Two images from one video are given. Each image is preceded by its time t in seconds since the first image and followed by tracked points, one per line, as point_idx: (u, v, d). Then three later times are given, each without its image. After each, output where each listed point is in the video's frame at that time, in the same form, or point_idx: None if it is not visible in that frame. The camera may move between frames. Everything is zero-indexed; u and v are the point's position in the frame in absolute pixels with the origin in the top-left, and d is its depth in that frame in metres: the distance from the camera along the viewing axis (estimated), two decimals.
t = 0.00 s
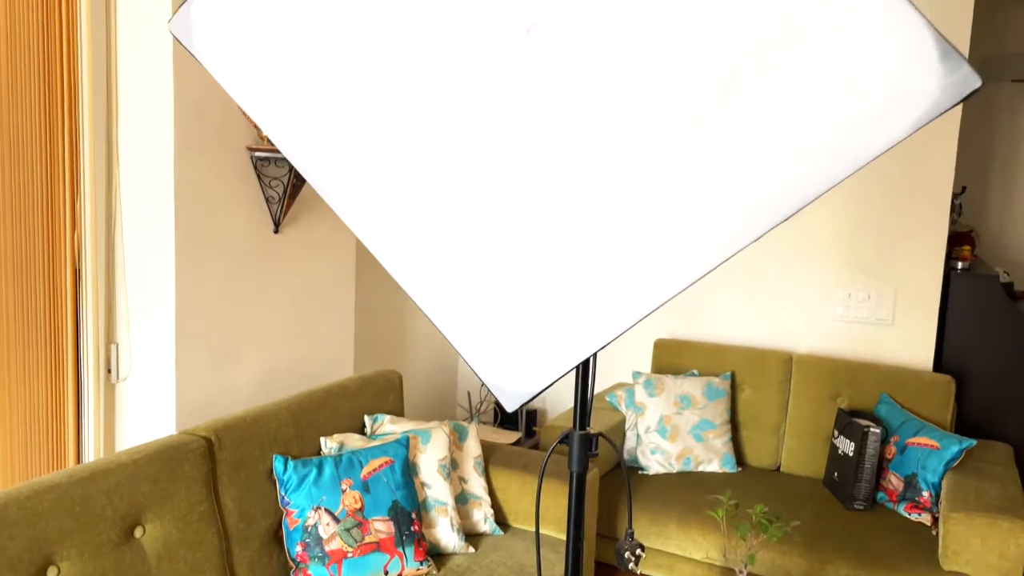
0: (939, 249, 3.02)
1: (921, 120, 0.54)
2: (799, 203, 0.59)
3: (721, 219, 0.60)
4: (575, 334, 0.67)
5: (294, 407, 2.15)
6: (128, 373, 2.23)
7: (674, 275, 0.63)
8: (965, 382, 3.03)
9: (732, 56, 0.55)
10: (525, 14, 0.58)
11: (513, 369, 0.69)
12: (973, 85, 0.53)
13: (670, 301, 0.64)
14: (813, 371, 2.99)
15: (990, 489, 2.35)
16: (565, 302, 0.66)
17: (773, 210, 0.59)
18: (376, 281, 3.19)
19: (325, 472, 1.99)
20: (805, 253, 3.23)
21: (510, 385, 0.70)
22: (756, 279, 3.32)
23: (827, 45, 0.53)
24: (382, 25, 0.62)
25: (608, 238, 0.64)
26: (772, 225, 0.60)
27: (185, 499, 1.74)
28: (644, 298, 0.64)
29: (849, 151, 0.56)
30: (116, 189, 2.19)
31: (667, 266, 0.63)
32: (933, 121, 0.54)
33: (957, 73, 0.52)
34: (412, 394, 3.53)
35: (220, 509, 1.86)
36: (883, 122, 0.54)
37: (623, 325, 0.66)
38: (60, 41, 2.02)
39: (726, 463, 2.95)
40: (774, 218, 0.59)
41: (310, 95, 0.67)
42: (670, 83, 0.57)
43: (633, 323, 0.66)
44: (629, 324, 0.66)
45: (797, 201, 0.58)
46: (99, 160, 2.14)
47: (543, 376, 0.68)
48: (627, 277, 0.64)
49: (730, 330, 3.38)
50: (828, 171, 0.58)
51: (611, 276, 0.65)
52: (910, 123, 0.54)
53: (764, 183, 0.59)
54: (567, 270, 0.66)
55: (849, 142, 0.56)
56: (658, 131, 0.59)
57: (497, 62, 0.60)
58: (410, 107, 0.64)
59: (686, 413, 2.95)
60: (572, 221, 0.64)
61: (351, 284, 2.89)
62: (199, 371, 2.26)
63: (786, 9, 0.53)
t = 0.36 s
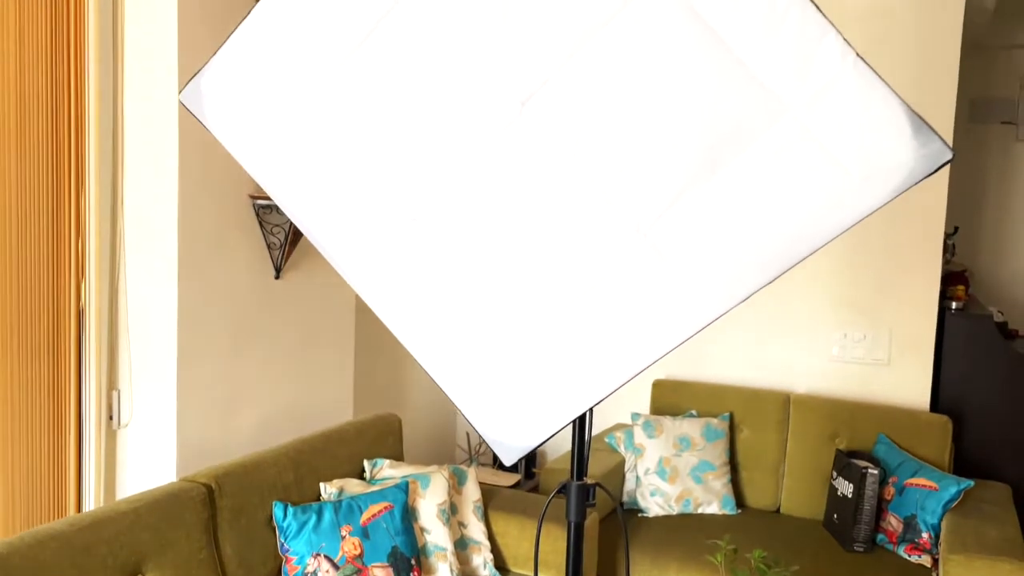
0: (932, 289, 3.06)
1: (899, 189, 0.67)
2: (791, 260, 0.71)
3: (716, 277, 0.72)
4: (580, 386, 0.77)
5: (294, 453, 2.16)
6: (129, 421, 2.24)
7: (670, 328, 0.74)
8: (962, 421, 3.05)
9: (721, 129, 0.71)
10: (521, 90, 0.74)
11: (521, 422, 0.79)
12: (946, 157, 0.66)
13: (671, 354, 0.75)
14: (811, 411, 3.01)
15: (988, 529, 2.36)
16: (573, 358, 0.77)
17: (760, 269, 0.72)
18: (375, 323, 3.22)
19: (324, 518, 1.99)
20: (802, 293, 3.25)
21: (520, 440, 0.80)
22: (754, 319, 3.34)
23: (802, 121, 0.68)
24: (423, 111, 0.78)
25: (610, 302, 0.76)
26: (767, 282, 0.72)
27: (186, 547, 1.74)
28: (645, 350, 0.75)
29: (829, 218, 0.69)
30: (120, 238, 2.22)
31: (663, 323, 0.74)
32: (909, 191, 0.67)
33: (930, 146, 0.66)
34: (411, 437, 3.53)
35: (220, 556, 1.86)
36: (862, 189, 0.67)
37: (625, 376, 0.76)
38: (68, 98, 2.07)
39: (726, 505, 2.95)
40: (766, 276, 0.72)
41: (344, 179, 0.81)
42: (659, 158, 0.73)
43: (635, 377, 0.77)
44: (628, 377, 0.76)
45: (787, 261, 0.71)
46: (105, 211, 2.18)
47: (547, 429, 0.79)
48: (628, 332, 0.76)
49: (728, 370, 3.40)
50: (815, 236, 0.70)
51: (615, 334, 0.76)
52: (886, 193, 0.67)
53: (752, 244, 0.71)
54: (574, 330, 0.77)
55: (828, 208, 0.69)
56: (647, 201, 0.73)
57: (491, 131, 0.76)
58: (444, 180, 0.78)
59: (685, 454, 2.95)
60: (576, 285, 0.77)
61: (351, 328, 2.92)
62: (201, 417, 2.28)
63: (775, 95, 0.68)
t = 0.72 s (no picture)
0: (928, 327, 3.09)
1: (875, 248, 0.70)
2: (775, 314, 0.74)
3: (703, 330, 0.76)
4: (573, 436, 0.80)
5: (294, 497, 2.17)
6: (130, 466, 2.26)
7: (661, 380, 0.78)
8: (961, 459, 3.05)
9: (706, 189, 0.74)
10: (515, 153, 0.77)
11: (518, 472, 0.82)
12: (920, 219, 0.69)
13: (662, 405, 0.78)
14: (810, 450, 3.01)
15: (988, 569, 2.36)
16: (568, 410, 0.80)
17: (745, 323, 0.75)
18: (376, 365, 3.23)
19: (324, 563, 1.98)
20: (798, 331, 3.27)
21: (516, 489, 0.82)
22: (752, 358, 3.36)
23: (781, 182, 0.72)
24: (423, 173, 0.81)
25: (603, 355, 0.79)
26: (752, 335, 0.75)
27: None
28: (637, 401, 0.78)
29: (810, 275, 0.72)
30: (124, 286, 2.25)
31: (654, 375, 0.78)
32: (884, 250, 0.71)
33: (905, 207, 0.69)
34: (411, 479, 3.52)
35: None
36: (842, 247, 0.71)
37: (618, 427, 0.79)
38: (75, 148, 2.11)
39: (726, 545, 2.94)
40: (751, 329, 0.75)
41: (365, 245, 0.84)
42: (647, 217, 0.76)
43: (627, 427, 0.79)
44: (621, 429, 0.79)
45: (771, 315, 0.74)
46: (109, 259, 2.22)
47: (545, 477, 0.81)
48: (620, 384, 0.79)
49: (727, 408, 3.41)
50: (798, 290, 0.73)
51: (608, 386, 0.79)
52: (863, 252, 0.71)
53: (737, 299, 0.74)
54: (569, 383, 0.80)
55: (809, 266, 0.72)
56: (636, 258, 0.76)
57: (489, 193, 0.79)
58: (441, 239, 0.81)
59: (685, 494, 2.95)
60: (570, 339, 0.79)
61: (351, 370, 2.93)
62: (202, 461, 2.29)
63: (755, 159, 0.72)
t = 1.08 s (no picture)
0: (924, 357, 3.10)
1: (849, 295, 0.73)
2: (755, 358, 0.76)
3: (686, 374, 0.78)
4: (562, 478, 0.81)
5: (292, 532, 2.17)
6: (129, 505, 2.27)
7: (646, 423, 0.79)
8: (960, 491, 3.05)
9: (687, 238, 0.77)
10: (503, 203, 0.80)
11: (506, 514, 0.83)
12: (891, 267, 0.73)
13: (648, 448, 0.80)
14: (809, 483, 3.01)
15: None
16: (555, 452, 0.81)
17: (727, 367, 0.77)
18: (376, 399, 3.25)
19: None
20: (795, 363, 3.29)
21: (507, 531, 0.83)
22: (750, 390, 3.37)
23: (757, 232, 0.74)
24: (417, 218, 0.83)
25: (590, 398, 0.81)
26: (734, 379, 0.77)
27: None
28: (623, 443, 0.80)
29: (788, 320, 0.75)
30: (124, 325, 2.28)
31: (641, 417, 0.79)
32: (859, 297, 0.74)
33: (876, 256, 0.72)
34: (410, 514, 3.51)
35: None
36: (817, 294, 0.73)
37: (605, 469, 0.80)
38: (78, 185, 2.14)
39: None
40: (733, 373, 0.77)
41: (357, 290, 0.86)
42: (630, 264, 0.78)
43: (614, 470, 0.81)
44: (607, 471, 0.80)
45: (751, 359, 0.76)
46: (110, 299, 2.23)
47: (534, 517, 0.82)
48: (607, 427, 0.80)
49: (726, 441, 3.41)
50: (776, 336, 0.75)
51: (595, 429, 0.80)
52: (838, 299, 0.74)
53: (718, 344, 0.77)
54: (556, 427, 0.81)
55: (787, 312, 0.75)
56: (621, 304, 0.79)
57: (478, 242, 0.81)
58: (431, 285, 0.83)
59: (684, 528, 2.95)
60: (556, 383, 0.81)
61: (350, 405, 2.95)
62: (199, 499, 2.29)
63: (732, 209, 0.75)
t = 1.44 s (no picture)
0: (929, 379, 3.10)
1: (818, 325, 0.76)
2: (731, 386, 0.79)
3: (665, 401, 0.81)
4: (546, 503, 0.84)
5: (299, 554, 2.20)
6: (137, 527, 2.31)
7: (629, 447, 0.82)
8: (967, 514, 3.04)
9: (665, 271, 0.80)
10: (489, 236, 0.83)
11: (496, 535, 0.86)
12: (858, 298, 0.76)
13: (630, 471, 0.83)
14: (815, 506, 3.00)
15: None
16: (542, 478, 0.84)
17: (705, 394, 0.80)
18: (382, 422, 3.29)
19: None
20: (800, 386, 3.30)
21: (496, 553, 0.86)
22: (755, 413, 3.38)
23: (730, 265, 0.78)
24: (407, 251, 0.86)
25: (575, 424, 0.84)
26: (711, 406, 0.80)
27: None
28: (607, 467, 0.83)
29: (761, 350, 0.78)
30: (136, 350, 2.32)
31: (623, 442, 0.82)
32: (827, 327, 0.77)
33: (842, 288, 0.75)
34: (416, 537, 3.53)
35: None
36: (788, 324, 0.77)
37: (589, 492, 0.83)
38: (91, 212, 2.23)
39: None
40: (710, 400, 0.80)
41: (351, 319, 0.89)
42: (611, 296, 0.82)
43: (597, 493, 0.84)
44: (592, 494, 0.84)
45: (727, 387, 0.79)
46: (122, 325, 2.27)
47: (524, 538, 0.85)
48: (592, 450, 0.83)
49: (732, 463, 3.41)
50: (750, 364, 0.78)
51: (580, 453, 0.84)
52: (807, 330, 0.77)
53: (696, 372, 0.80)
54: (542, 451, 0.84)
55: (760, 341, 0.78)
56: (603, 333, 0.82)
57: (466, 272, 0.84)
58: (422, 315, 0.87)
59: (690, 551, 2.95)
60: (542, 409, 0.84)
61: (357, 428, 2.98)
62: (207, 522, 2.32)
63: (705, 243, 0.78)
